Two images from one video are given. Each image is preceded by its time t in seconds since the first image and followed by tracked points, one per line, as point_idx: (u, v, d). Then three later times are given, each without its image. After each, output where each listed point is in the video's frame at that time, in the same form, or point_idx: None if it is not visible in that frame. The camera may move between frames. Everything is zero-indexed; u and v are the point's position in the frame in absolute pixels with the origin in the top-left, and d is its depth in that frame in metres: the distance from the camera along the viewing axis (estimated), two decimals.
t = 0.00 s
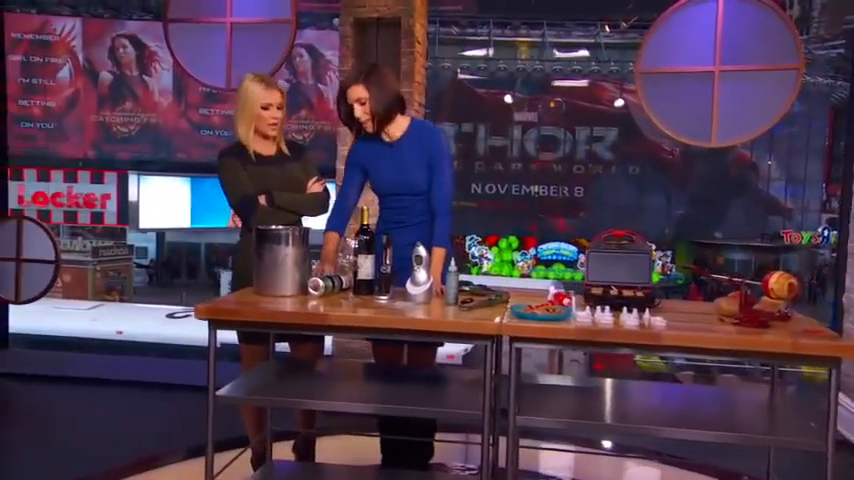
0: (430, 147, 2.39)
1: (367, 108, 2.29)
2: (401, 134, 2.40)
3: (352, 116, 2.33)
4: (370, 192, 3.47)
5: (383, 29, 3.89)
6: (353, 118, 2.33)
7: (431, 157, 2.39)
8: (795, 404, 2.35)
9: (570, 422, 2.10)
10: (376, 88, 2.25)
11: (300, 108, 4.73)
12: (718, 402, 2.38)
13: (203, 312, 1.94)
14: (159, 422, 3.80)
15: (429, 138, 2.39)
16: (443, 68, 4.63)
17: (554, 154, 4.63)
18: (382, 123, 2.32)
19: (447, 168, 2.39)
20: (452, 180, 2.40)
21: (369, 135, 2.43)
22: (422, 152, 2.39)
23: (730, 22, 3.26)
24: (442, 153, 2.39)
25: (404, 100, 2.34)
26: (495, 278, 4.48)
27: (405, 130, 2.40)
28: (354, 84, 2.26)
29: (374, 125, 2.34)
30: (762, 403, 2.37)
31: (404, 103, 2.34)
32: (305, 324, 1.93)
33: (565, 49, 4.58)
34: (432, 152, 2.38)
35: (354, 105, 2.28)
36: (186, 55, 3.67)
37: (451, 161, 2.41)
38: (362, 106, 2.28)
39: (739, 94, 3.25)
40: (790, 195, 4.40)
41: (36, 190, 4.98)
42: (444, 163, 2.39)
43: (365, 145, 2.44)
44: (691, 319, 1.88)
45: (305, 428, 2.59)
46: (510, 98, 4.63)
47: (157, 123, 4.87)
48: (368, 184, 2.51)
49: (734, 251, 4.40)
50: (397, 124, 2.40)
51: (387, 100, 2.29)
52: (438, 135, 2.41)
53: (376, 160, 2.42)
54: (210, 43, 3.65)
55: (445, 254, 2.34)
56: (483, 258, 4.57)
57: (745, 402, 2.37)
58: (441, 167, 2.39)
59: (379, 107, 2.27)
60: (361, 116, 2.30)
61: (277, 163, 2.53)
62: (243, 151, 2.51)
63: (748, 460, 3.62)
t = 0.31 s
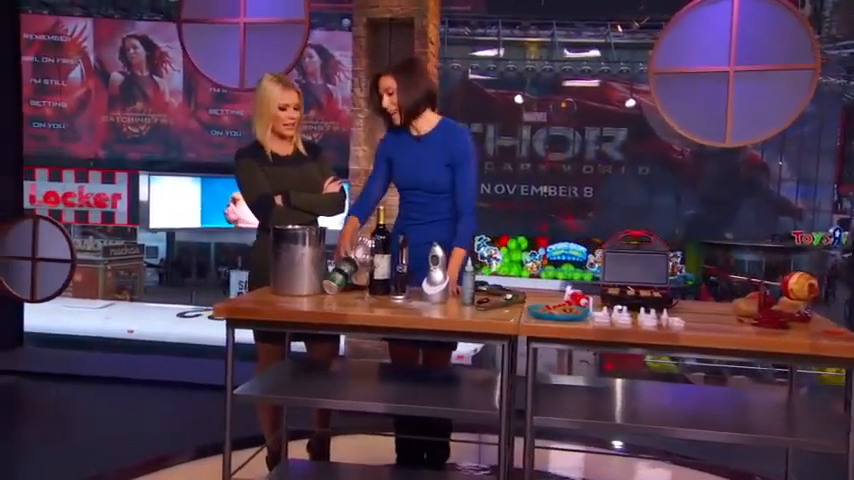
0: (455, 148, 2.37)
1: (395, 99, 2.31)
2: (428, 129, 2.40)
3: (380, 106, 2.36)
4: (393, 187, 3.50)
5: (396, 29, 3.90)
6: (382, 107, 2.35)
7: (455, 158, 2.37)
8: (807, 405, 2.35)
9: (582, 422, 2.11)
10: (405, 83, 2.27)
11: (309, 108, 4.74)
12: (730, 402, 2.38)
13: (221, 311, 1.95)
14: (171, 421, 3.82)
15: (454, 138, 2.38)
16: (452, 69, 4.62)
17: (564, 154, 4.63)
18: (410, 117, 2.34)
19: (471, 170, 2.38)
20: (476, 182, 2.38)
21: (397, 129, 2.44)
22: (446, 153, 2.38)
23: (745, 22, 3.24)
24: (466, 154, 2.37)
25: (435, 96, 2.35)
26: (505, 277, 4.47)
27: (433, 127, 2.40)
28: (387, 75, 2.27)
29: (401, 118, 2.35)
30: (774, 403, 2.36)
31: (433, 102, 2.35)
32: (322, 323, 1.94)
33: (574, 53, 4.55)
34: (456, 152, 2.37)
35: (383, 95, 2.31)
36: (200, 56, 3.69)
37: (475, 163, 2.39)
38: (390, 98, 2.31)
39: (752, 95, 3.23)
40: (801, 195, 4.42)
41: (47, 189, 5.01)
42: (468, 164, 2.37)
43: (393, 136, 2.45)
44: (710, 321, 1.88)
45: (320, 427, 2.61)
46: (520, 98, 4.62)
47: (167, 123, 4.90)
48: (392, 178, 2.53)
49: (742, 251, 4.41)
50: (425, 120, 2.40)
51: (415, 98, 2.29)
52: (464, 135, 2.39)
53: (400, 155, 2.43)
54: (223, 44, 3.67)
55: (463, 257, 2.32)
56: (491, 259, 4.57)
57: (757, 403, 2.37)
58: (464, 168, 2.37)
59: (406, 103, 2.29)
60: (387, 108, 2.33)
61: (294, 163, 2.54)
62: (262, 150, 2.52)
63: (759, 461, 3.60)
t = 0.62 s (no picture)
0: (473, 150, 2.38)
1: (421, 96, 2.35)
2: (450, 129, 2.42)
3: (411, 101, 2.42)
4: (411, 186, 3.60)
5: (405, 30, 3.92)
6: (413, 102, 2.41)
7: (473, 159, 2.39)
8: (812, 404, 2.35)
9: (590, 421, 2.11)
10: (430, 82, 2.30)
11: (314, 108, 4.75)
12: (735, 402, 2.38)
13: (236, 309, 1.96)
14: (176, 419, 3.82)
15: (473, 140, 2.39)
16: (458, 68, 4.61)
17: (569, 154, 4.63)
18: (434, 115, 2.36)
19: (489, 173, 2.38)
20: (494, 185, 2.37)
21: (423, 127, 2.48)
22: (463, 153, 2.39)
23: (755, 22, 3.23)
24: (485, 157, 2.38)
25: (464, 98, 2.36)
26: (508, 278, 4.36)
27: (456, 128, 2.42)
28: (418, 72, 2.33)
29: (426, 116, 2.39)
30: (779, 403, 2.37)
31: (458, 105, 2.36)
32: (334, 322, 1.95)
33: (580, 50, 4.56)
34: (475, 154, 2.38)
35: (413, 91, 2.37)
36: (210, 55, 3.71)
37: (494, 167, 2.39)
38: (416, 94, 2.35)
39: (761, 95, 3.22)
40: (806, 195, 4.47)
41: (53, 188, 5.03)
42: (486, 166, 2.38)
43: (417, 135, 2.50)
44: (723, 321, 1.88)
45: (330, 425, 2.61)
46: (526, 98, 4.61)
47: (172, 122, 4.91)
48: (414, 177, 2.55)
49: (747, 250, 4.34)
50: (449, 120, 2.42)
51: (439, 98, 2.32)
52: (486, 139, 2.40)
53: (420, 152, 2.46)
54: (233, 43, 3.68)
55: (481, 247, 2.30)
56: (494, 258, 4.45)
57: (762, 402, 2.38)
58: (482, 169, 2.38)
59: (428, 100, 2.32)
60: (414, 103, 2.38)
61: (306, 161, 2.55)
62: (274, 148, 2.54)
63: (765, 460, 3.60)
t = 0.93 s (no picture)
0: (482, 150, 2.38)
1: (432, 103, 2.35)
2: (464, 131, 2.44)
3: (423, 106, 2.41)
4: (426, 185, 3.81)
5: (408, 30, 3.93)
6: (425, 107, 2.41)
7: (481, 160, 2.39)
8: (812, 404, 2.36)
9: (592, 419, 2.13)
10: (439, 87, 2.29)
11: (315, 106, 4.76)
12: (736, 401, 2.40)
13: (245, 307, 1.98)
14: (176, 417, 3.83)
15: (483, 141, 2.39)
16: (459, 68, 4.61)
17: (568, 154, 4.64)
18: (447, 118, 2.36)
19: (495, 174, 2.36)
20: (499, 186, 2.35)
21: (440, 128, 2.50)
22: (473, 153, 2.40)
23: (757, 23, 3.22)
24: (492, 158, 2.36)
25: (478, 98, 2.37)
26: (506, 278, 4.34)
27: (468, 129, 2.43)
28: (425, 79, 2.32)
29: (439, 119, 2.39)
30: (779, 402, 2.39)
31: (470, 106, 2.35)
32: (342, 321, 1.96)
33: (581, 49, 4.61)
34: (483, 155, 2.38)
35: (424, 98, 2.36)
36: (214, 54, 3.70)
37: (500, 169, 2.37)
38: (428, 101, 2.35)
39: (763, 95, 3.23)
40: (804, 195, 4.47)
41: (51, 186, 5.02)
42: (492, 167, 2.36)
43: (432, 136, 2.52)
44: (729, 320, 1.90)
45: (336, 423, 2.63)
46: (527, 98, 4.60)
47: (171, 120, 4.91)
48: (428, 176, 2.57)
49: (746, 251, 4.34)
50: (464, 121, 2.44)
51: (450, 102, 2.31)
52: (497, 140, 2.39)
53: (434, 152, 2.49)
54: (236, 42, 3.68)
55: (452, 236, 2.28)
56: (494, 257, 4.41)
57: (763, 401, 2.40)
58: (487, 171, 2.37)
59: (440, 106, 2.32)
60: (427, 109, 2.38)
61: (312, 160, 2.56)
62: (280, 147, 2.54)
63: (765, 458, 3.61)
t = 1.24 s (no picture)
0: (483, 149, 2.40)
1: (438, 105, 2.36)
2: (467, 130, 2.47)
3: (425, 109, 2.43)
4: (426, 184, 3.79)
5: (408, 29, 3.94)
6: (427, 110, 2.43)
7: (480, 158, 2.41)
8: (805, 400, 2.40)
9: (589, 415, 2.16)
10: (445, 87, 2.31)
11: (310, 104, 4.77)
12: (730, 397, 2.42)
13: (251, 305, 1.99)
14: (173, 415, 3.85)
15: (482, 139, 2.41)
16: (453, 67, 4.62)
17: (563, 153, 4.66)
18: (455, 120, 2.39)
19: (492, 172, 2.38)
20: (495, 183, 2.37)
21: (443, 129, 2.53)
22: (474, 152, 2.42)
23: (754, 23, 3.25)
24: (492, 155, 2.39)
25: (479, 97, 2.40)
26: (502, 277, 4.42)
27: (471, 128, 2.46)
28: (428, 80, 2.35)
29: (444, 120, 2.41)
30: (772, 399, 2.41)
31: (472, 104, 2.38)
32: (346, 318, 1.97)
33: (577, 48, 4.62)
34: (483, 153, 2.40)
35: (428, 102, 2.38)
36: (213, 52, 3.71)
37: (498, 167, 2.39)
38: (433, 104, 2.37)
39: (760, 95, 3.25)
40: (797, 194, 4.48)
41: (46, 184, 5.06)
42: (491, 165, 2.38)
43: (435, 136, 2.55)
44: (729, 318, 1.92)
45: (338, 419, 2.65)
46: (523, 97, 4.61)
47: (166, 118, 4.91)
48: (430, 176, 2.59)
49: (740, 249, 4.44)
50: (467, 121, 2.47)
51: (455, 100, 2.34)
52: (497, 139, 2.41)
53: (436, 151, 2.52)
54: (234, 40, 3.69)
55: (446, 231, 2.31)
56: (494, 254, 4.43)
57: (757, 397, 2.43)
58: (486, 168, 2.39)
59: (447, 106, 2.34)
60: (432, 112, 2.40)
61: (316, 160, 2.58)
62: (285, 148, 2.56)
63: (759, 454, 3.64)
